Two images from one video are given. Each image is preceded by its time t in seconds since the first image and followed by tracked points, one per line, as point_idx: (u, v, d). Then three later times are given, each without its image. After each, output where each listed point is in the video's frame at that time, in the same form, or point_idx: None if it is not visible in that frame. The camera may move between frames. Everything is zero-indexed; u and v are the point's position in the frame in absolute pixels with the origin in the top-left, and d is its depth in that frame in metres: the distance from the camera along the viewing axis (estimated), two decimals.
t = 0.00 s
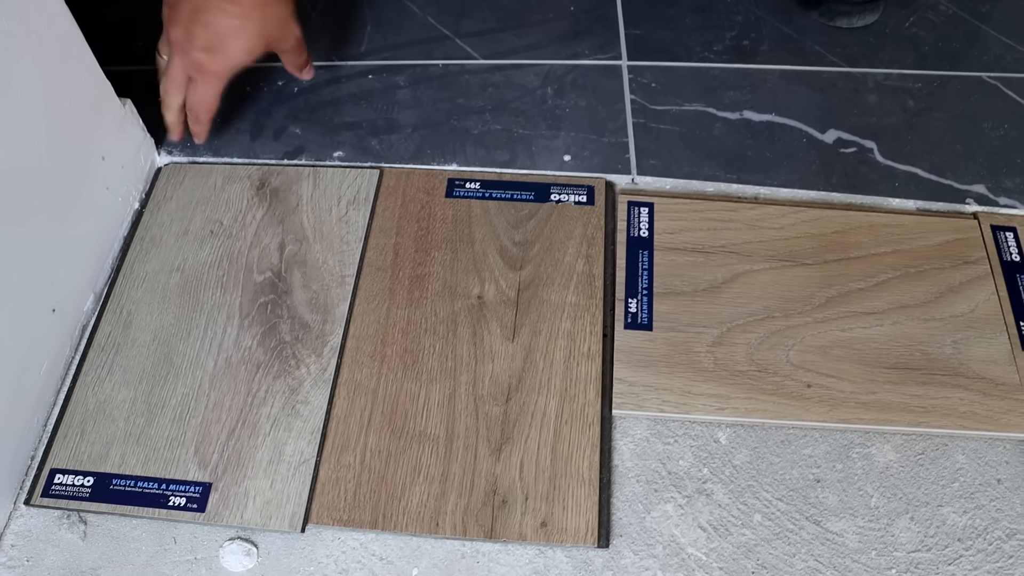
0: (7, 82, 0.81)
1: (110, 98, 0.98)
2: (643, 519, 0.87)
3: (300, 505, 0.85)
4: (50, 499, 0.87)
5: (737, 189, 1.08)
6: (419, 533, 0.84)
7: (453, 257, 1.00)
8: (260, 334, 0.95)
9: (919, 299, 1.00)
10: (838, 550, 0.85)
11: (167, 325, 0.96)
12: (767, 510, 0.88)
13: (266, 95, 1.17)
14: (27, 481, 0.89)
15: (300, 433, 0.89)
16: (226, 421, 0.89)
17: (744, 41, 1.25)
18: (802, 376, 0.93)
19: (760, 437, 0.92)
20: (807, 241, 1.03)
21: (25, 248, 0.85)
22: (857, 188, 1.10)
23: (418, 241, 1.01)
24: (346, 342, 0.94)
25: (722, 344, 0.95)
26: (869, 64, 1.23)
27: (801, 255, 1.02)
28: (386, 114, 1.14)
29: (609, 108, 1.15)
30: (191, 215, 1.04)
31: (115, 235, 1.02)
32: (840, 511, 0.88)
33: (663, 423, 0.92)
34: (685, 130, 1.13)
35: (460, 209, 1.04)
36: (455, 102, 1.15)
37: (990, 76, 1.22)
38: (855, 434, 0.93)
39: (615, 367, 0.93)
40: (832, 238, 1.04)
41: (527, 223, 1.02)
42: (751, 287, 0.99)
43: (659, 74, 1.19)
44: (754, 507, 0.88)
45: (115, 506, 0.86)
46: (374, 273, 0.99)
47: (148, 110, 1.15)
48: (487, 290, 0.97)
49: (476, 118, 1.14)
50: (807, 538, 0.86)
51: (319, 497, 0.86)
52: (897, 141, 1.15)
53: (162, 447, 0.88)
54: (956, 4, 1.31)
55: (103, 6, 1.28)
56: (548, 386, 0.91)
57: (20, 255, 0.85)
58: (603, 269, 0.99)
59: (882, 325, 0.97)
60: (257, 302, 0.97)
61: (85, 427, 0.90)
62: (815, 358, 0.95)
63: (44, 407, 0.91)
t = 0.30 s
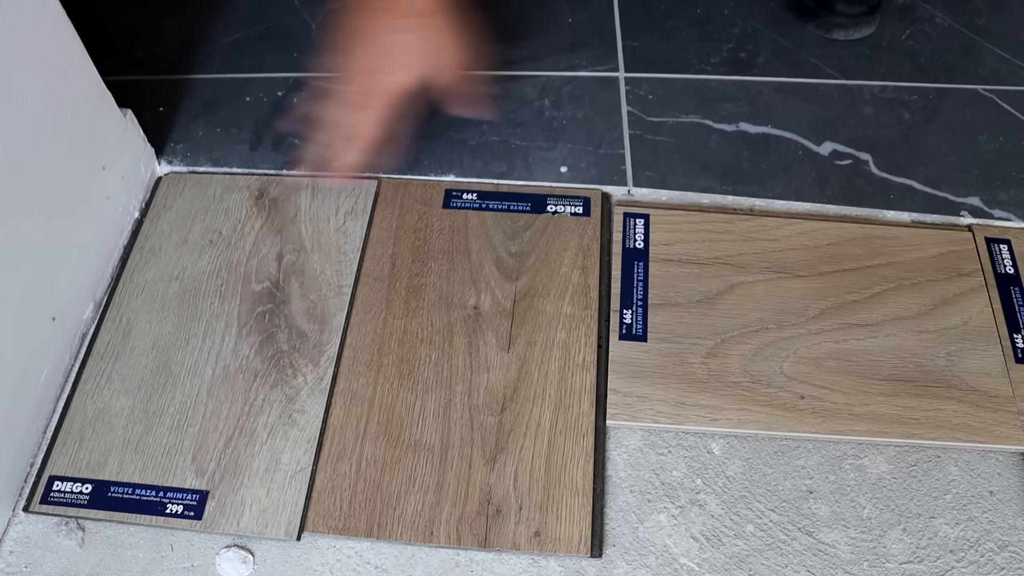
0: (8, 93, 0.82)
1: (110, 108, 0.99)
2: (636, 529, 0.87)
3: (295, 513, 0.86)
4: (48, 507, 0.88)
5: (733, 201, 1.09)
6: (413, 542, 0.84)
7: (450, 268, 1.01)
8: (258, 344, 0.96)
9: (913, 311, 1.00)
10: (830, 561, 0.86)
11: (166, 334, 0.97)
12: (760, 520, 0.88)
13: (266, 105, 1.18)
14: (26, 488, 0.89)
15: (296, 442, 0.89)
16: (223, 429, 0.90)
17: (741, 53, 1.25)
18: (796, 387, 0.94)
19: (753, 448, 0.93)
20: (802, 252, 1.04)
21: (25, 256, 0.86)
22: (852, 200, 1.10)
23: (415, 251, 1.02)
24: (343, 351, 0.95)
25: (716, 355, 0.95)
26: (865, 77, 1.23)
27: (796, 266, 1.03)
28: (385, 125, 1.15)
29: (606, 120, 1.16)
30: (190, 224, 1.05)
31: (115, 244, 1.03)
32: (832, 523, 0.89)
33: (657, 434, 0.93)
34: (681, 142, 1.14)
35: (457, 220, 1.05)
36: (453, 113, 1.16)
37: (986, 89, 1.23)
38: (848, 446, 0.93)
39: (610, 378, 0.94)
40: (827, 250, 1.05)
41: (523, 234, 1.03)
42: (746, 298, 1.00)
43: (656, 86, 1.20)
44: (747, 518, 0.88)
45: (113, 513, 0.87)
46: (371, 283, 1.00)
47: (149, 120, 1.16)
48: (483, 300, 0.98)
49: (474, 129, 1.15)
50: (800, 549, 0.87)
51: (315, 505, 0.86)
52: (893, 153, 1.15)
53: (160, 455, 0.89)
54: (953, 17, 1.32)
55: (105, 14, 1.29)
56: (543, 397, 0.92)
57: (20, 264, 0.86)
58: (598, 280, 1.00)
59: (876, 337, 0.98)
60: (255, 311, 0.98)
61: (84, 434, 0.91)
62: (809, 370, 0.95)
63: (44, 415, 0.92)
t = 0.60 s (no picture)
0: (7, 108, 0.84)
1: (108, 121, 1.01)
2: (630, 532, 0.88)
3: (294, 519, 0.87)
4: (49, 515, 0.89)
5: (725, 206, 1.10)
6: (410, 547, 0.85)
7: (445, 275, 1.02)
8: (256, 352, 0.97)
9: (904, 313, 1.01)
10: (823, 562, 0.87)
11: (165, 343, 0.98)
12: (753, 522, 0.89)
13: (262, 116, 1.19)
14: (27, 498, 0.90)
15: (294, 449, 0.91)
16: (222, 437, 0.91)
17: (733, 59, 1.27)
18: (788, 390, 0.95)
19: (747, 450, 0.93)
20: (794, 256, 1.05)
21: (25, 269, 0.87)
22: (843, 204, 1.12)
23: (410, 259, 1.03)
24: (340, 359, 0.96)
25: (709, 359, 0.96)
26: (856, 81, 1.25)
27: (788, 270, 1.04)
28: (380, 134, 1.17)
29: (598, 127, 1.17)
30: (188, 235, 1.07)
31: (114, 255, 1.04)
32: (825, 524, 0.89)
33: (651, 437, 0.94)
34: (674, 148, 1.15)
35: (452, 228, 1.06)
36: (448, 122, 1.18)
37: (976, 92, 1.24)
38: (841, 447, 0.94)
39: (603, 383, 0.95)
40: (818, 253, 1.06)
41: (517, 241, 1.04)
42: (738, 302, 1.01)
43: (648, 92, 1.21)
44: (740, 520, 0.89)
45: (114, 521, 0.88)
46: (367, 291, 1.01)
47: (147, 132, 1.18)
48: (478, 307, 0.99)
49: (468, 137, 1.16)
50: (793, 549, 0.88)
51: (313, 511, 0.87)
52: (884, 156, 1.16)
53: (159, 464, 0.90)
54: (944, 20, 1.33)
55: (102, 27, 1.30)
56: (538, 402, 0.93)
57: (20, 276, 0.87)
58: (592, 286, 1.01)
59: (867, 339, 0.99)
60: (253, 320, 0.99)
61: (84, 444, 0.92)
62: (801, 372, 0.96)
63: (45, 425, 0.93)
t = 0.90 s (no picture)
0: None
1: (99, 130, 1.02)
2: (616, 533, 0.89)
3: (283, 523, 0.88)
4: (41, 521, 0.90)
5: (711, 211, 1.12)
6: (398, 549, 0.86)
7: (433, 281, 1.03)
8: (246, 358, 0.98)
9: (887, 315, 1.03)
10: (806, 562, 0.88)
11: (156, 350, 0.99)
12: (737, 523, 0.90)
13: (253, 123, 1.20)
14: (19, 503, 0.91)
15: (283, 453, 0.92)
16: (212, 442, 0.92)
17: (719, 65, 1.28)
18: (772, 393, 0.96)
19: (731, 453, 0.95)
20: (779, 260, 1.06)
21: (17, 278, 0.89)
22: (827, 208, 1.13)
23: (398, 265, 1.04)
24: (329, 364, 0.97)
25: (694, 363, 0.98)
26: (841, 86, 1.26)
27: (772, 274, 1.05)
28: (369, 142, 1.18)
29: (585, 133, 1.18)
30: (179, 242, 1.08)
31: (105, 262, 1.05)
32: (809, 525, 0.91)
33: (636, 440, 0.95)
34: (660, 154, 1.17)
35: (440, 234, 1.07)
36: (436, 128, 1.19)
37: (959, 96, 1.26)
38: (825, 449, 0.95)
39: (589, 386, 0.96)
40: (803, 257, 1.07)
41: (505, 247, 1.06)
42: (723, 306, 1.02)
43: (635, 98, 1.23)
44: (725, 522, 0.90)
45: (105, 526, 0.89)
46: (356, 297, 1.02)
47: (138, 140, 1.19)
48: (465, 312, 1.00)
49: (456, 144, 1.17)
50: (776, 550, 0.89)
51: (302, 515, 0.88)
52: (868, 161, 1.18)
53: (150, 469, 0.91)
54: (928, 26, 1.35)
55: (94, 35, 1.31)
56: (524, 406, 0.94)
57: (12, 285, 0.88)
58: (578, 291, 1.03)
59: (851, 342, 1.00)
60: (243, 326, 1.00)
61: (76, 450, 0.93)
62: (785, 375, 0.97)
63: (37, 431, 0.94)
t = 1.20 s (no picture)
0: None
1: (93, 142, 1.03)
2: (605, 538, 0.91)
3: (275, 530, 0.89)
4: (35, 530, 0.90)
5: (698, 218, 1.13)
6: (389, 556, 0.87)
7: (423, 289, 1.04)
8: (238, 367, 0.99)
9: (872, 321, 1.04)
10: (792, 566, 0.89)
11: (149, 359, 1.00)
12: (725, 528, 0.91)
13: (244, 134, 1.21)
14: (13, 513, 0.92)
15: (276, 461, 0.93)
16: (205, 450, 0.93)
17: (706, 73, 1.29)
18: (758, 398, 0.97)
19: (718, 458, 0.96)
20: (765, 266, 1.08)
21: (12, 289, 0.90)
22: (813, 215, 1.14)
23: (389, 274, 1.05)
24: (320, 373, 0.98)
25: (682, 369, 0.99)
26: (827, 93, 1.27)
27: (759, 280, 1.06)
28: (360, 151, 1.19)
29: (574, 141, 1.20)
30: (171, 252, 1.09)
31: (98, 273, 1.06)
32: (795, 528, 0.92)
33: (625, 446, 0.96)
34: (648, 161, 1.18)
35: (430, 242, 1.08)
36: (426, 138, 1.20)
37: (944, 102, 1.27)
38: (811, 453, 0.97)
39: (578, 393, 0.97)
40: (789, 263, 1.08)
41: (494, 255, 1.07)
42: (711, 312, 1.03)
43: (623, 107, 1.24)
44: (712, 526, 0.92)
45: (99, 535, 0.90)
46: (347, 306, 1.03)
47: (131, 151, 1.20)
48: (455, 320, 1.02)
49: (446, 153, 1.19)
50: (763, 554, 0.90)
51: (295, 522, 0.90)
52: (854, 167, 1.19)
53: (144, 477, 0.92)
54: (913, 32, 1.36)
55: (87, 46, 1.32)
56: (513, 413, 0.95)
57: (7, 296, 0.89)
58: (566, 298, 1.04)
59: (837, 347, 1.02)
60: (235, 335, 1.01)
61: (70, 459, 0.94)
62: (771, 381, 0.99)
63: (31, 441, 0.95)
